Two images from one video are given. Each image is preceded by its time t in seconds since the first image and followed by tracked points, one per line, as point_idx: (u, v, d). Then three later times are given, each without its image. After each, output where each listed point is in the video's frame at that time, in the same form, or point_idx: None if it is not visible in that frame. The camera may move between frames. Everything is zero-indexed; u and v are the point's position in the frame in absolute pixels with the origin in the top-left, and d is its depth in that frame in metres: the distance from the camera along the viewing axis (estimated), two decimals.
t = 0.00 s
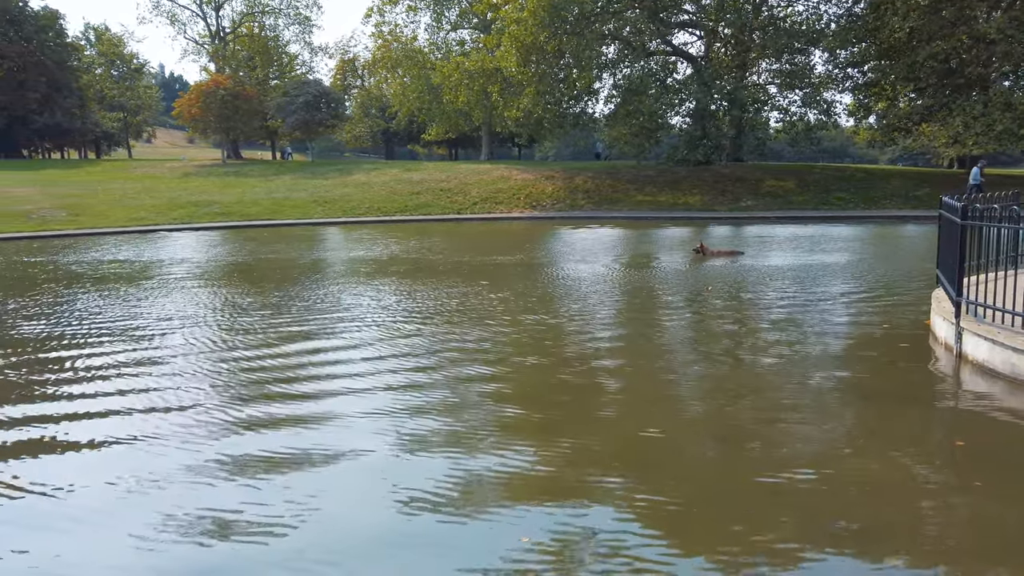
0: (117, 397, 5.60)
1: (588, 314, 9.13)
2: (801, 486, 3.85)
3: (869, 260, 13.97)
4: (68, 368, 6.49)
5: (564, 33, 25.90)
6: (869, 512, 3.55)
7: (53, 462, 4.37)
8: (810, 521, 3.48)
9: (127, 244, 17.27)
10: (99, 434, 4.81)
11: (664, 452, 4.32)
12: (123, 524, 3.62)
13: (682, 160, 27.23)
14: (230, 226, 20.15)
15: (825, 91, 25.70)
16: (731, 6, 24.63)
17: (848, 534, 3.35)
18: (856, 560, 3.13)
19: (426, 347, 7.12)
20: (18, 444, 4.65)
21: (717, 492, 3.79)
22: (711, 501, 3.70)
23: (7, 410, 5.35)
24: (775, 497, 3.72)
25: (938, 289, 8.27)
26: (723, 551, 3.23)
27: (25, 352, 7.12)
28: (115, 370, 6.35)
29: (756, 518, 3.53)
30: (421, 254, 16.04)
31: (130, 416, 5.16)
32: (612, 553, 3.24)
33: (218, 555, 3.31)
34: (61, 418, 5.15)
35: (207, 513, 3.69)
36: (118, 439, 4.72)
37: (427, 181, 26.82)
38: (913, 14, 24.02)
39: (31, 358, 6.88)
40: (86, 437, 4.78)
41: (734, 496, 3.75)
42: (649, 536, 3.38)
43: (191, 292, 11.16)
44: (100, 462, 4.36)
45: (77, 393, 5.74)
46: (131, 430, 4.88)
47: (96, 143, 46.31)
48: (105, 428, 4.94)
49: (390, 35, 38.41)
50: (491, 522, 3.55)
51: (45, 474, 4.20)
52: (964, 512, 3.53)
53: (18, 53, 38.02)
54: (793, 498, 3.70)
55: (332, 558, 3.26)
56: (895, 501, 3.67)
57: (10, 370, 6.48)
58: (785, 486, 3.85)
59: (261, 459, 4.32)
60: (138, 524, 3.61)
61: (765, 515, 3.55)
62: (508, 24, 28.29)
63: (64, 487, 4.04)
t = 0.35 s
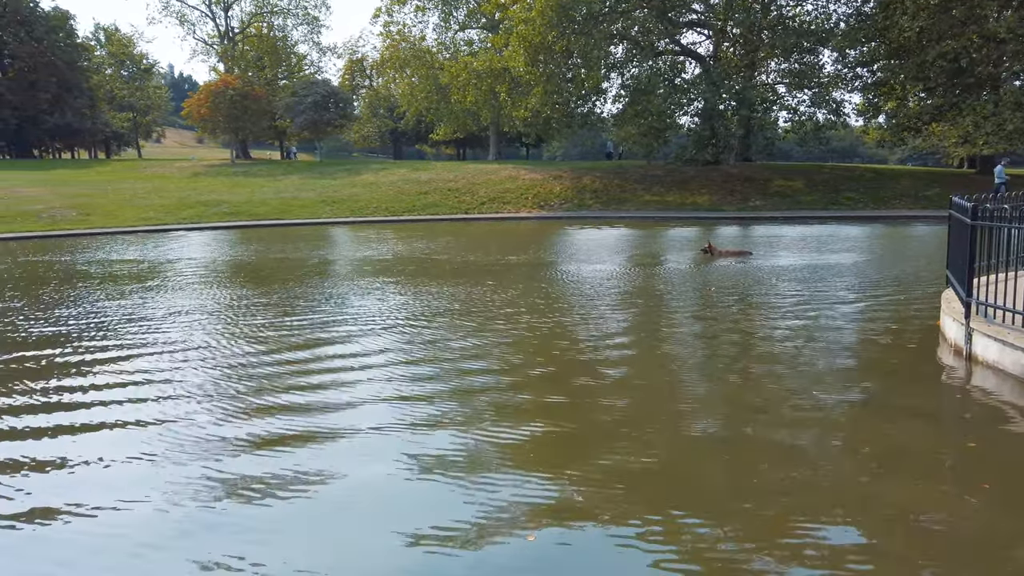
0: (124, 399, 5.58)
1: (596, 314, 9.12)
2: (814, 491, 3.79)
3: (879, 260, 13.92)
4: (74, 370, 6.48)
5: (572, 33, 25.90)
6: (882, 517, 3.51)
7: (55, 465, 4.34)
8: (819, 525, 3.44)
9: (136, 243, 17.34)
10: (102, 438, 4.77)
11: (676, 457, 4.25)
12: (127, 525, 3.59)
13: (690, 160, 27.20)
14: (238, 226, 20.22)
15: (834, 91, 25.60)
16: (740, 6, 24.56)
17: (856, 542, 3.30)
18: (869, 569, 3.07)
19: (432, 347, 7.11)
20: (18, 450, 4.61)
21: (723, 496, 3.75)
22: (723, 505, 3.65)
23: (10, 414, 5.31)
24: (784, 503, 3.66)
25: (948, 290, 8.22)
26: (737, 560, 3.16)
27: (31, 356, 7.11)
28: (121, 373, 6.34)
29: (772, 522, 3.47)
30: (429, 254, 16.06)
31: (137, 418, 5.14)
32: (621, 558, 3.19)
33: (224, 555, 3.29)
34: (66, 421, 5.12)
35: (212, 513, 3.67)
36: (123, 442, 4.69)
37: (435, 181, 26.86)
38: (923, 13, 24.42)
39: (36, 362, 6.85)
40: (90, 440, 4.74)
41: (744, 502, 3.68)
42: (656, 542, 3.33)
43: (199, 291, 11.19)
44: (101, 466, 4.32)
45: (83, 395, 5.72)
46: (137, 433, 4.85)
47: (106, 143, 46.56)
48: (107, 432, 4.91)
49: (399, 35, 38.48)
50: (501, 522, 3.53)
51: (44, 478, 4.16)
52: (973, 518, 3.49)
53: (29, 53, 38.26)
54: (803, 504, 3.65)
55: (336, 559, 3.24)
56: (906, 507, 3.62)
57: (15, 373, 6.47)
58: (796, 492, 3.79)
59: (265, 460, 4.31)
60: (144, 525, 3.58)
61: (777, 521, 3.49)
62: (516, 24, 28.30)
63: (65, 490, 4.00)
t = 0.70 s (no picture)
0: (125, 402, 5.59)
1: (600, 315, 9.14)
2: (814, 493, 3.77)
3: (885, 260, 13.94)
4: (76, 372, 6.50)
5: (576, 33, 25.93)
6: (884, 520, 3.49)
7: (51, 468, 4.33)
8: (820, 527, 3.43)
9: (142, 243, 17.41)
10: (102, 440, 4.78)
11: (676, 460, 4.24)
12: (125, 527, 3.59)
13: (695, 160, 27.16)
14: (244, 225, 20.28)
15: (839, 91, 25.56)
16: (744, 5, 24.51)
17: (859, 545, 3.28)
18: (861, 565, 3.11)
19: (434, 349, 7.13)
20: (26, 446, 4.70)
21: (724, 500, 3.73)
22: (721, 507, 3.64)
23: (10, 416, 5.32)
24: (785, 506, 3.64)
25: (953, 290, 8.19)
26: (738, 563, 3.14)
27: (36, 357, 7.14)
28: (124, 375, 6.36)
29: (772, 526, 3.45)
30: (434, 254, 16.10)
31: (138, 421, 5.16)
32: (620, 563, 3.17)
33: (222, 559, 3.29)
34: (66, 424, 5.13)
35: (211, 516, 3.67)
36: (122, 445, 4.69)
37: (440, 181, 26.90)
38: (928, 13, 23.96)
39: (37, 364, 6.86)
40: (90, 442, 4.75)
41: (745, 506, 3.66)
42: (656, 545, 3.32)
43: (204, 292, 11.23)
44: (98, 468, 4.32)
45: (84, 398, 5.73)
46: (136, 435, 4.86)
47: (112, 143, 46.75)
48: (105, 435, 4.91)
49: (403, 36, 38.50)
50: (501, 525, 3.53)
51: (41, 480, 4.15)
52: (974, 520, 3.47)
53: (36, 53, 38.44)
54: (805, 506, 3.63)
55: (336, 561, 3.24)
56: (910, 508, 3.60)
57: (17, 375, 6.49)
58: (797, 494, 3.77)
59: (266, 463, 4.32)
60: (142, 527, 3.58)
61: (777, 522, 3.49)
62: (520, 24, 28.30)
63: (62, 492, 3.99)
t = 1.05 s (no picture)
0: (131, 400, 5.63)
1: (608, 314, 9.15)
2: (822, 498, 3.74)
3: (892, 260, 13.94)
4: (79, 372, 6.51)
5: (582, 32, 25.91)
6: (890, 521, 3.48)
7: (54, 467, 4.33)
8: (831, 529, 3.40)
9: (149, 242, 17.48)
10: (107, 440, 4.78)
11: (681, 462, 4.22)
12: (132, 527, 3.58)
13: (702, 160, 27.08)
14: (250, 225, 20.34)
15: (847, 90, 25.48)
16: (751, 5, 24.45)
17: (867, 548, 3.26)
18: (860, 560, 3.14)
19: (438, 350, 7.17)
20: (38, 442, 4.76)
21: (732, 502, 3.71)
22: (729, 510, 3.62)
23: (14, 415, 5.32)
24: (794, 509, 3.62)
25: (961, 290, 8.16)
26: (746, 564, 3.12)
27: (45, 357, 7.18)
28: (129, 375, 6.36)
29: (781, 527, 3.43)
30: (441, 253, 16.12)
31: (144, 419, 5.17)
32: (629, 565, 3.16)
33: (231, 557, 3.29)
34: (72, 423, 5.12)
35: (218, 515, 3.68)
36: (127, 445, 4.68)
37: (446, 180, 26.93)
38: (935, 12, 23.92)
39: (41, 364, 6.86)
40: (96, 441, 4.76)
41: (754, 507, 3.64)
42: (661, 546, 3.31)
43: (209, 292, 11.25)
44: (101, 468, 4.31)
45: (90, 397, 5.75)
46: (141, 435, 4.85)
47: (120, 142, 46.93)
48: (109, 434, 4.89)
49: (409, 35, 38.50)
50: (508, 523, 3.55)
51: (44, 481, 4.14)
52: (984, 523, 3.45)
53: (44, 54, 38.60)
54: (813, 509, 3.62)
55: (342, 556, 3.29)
56: (915, 510, 3.58)
57: (20, 375, 6.49)
58: (805, 496, 3.75)
59: (273, 459, 4.33)
60: (150, 527, 3.58)
61: (779, 518, 3.52)
62: (526, 24, 28.28)
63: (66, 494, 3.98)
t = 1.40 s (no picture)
0: (135, 396, 5.63)
1: (615, 315, 9.13)
2: (828, 500, 3.72)
3: (902, 261, 13.86)
4: (85, 369, 6.53)
5: (590, 32, 25.85)
6: (896, 525, 3.45)
7: (57, 464, 4.31)
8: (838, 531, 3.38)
9: (158, 241, 17.50)
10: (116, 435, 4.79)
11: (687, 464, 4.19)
12: (141, 522, 3.59)
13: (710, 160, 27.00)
14: (258, 224, 20.36)
15: (857, 90, 25.36)
16: (761, 4, 24.38)
17: (874, 550, 3.24)
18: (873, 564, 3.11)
19: (445, 351, 7.11)
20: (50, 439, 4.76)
21: (739, 504, 3.68)
22: (734, 512, 3.60)
23: (19, 412, 5.33)
24: (800, 512, 3.60)
25: (971, 291, 8.10)
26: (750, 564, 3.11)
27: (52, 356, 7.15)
28: (135, 374, 6.33)
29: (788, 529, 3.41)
30: (448, 253, 16.13)
31: (150, 416, 5.14)
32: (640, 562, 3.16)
33: (238, 554, 3.29)
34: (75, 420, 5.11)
35: (225, 511, 3.68)
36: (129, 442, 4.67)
37: (454, 180, 26.93)
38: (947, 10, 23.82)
39: (46, 362, 6.88)
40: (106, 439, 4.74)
41: (760, 509, 3.62)
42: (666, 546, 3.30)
43: (217, 292, 11.27)
44: (103, 466, 4.29)
45: (95, 393, 5.77)
46: (145, 433, 4.84)
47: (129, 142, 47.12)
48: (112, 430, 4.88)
49: (418, 35, 38.50)
50: (514, 522, 3.54)
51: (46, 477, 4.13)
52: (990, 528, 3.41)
53: (54, 53, 38.82)
54: (819, 511, 3.60)
55: (352, 553, 3.28)
56: (929, 514, 3.55)
57: (26, 372, 6.51)
58: (811, 499, 3.74)
59: (282, 456, 4.35)
60: (157, 523, 3.58)
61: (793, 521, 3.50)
62: (535, 23, 28.25)
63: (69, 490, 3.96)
